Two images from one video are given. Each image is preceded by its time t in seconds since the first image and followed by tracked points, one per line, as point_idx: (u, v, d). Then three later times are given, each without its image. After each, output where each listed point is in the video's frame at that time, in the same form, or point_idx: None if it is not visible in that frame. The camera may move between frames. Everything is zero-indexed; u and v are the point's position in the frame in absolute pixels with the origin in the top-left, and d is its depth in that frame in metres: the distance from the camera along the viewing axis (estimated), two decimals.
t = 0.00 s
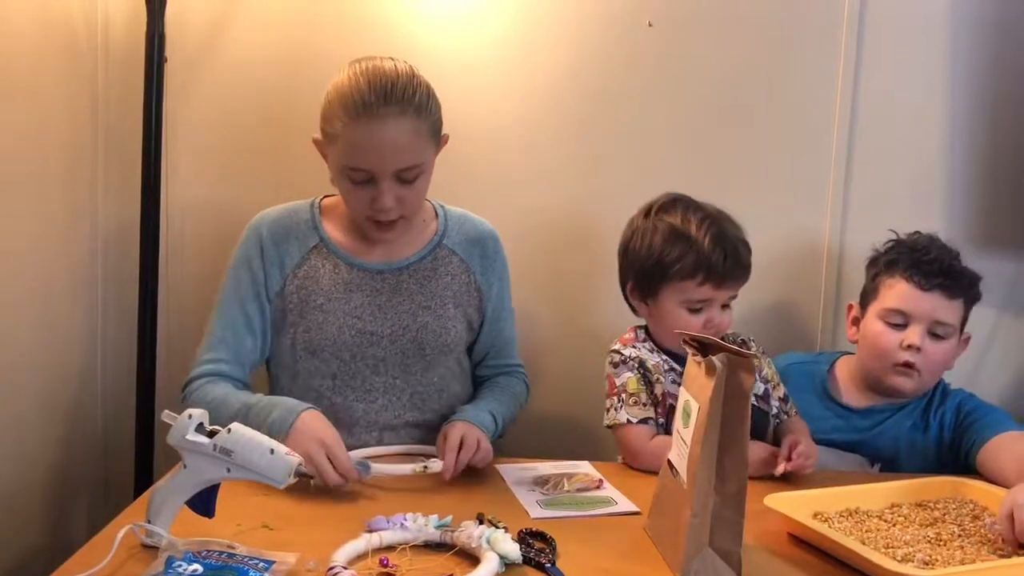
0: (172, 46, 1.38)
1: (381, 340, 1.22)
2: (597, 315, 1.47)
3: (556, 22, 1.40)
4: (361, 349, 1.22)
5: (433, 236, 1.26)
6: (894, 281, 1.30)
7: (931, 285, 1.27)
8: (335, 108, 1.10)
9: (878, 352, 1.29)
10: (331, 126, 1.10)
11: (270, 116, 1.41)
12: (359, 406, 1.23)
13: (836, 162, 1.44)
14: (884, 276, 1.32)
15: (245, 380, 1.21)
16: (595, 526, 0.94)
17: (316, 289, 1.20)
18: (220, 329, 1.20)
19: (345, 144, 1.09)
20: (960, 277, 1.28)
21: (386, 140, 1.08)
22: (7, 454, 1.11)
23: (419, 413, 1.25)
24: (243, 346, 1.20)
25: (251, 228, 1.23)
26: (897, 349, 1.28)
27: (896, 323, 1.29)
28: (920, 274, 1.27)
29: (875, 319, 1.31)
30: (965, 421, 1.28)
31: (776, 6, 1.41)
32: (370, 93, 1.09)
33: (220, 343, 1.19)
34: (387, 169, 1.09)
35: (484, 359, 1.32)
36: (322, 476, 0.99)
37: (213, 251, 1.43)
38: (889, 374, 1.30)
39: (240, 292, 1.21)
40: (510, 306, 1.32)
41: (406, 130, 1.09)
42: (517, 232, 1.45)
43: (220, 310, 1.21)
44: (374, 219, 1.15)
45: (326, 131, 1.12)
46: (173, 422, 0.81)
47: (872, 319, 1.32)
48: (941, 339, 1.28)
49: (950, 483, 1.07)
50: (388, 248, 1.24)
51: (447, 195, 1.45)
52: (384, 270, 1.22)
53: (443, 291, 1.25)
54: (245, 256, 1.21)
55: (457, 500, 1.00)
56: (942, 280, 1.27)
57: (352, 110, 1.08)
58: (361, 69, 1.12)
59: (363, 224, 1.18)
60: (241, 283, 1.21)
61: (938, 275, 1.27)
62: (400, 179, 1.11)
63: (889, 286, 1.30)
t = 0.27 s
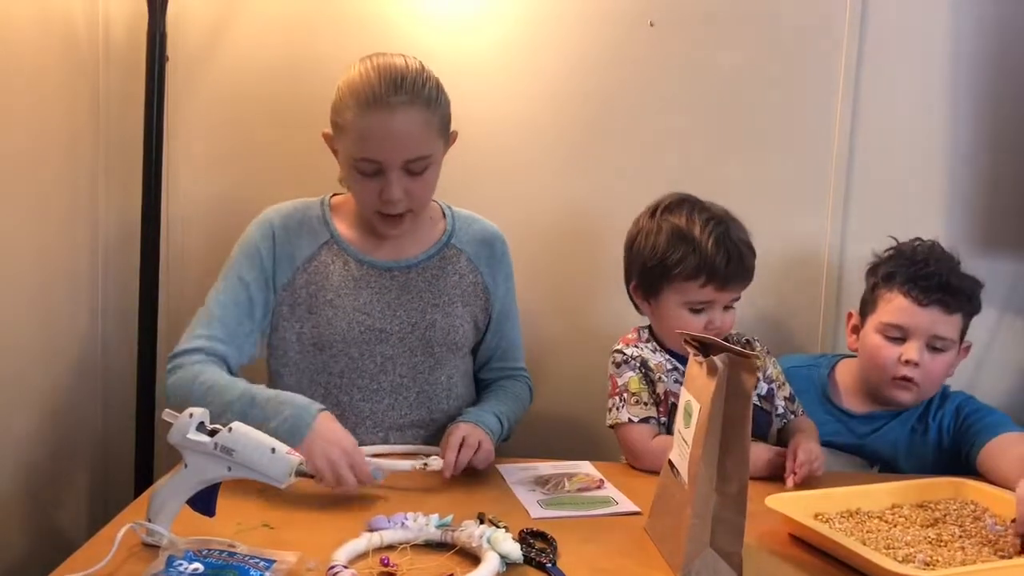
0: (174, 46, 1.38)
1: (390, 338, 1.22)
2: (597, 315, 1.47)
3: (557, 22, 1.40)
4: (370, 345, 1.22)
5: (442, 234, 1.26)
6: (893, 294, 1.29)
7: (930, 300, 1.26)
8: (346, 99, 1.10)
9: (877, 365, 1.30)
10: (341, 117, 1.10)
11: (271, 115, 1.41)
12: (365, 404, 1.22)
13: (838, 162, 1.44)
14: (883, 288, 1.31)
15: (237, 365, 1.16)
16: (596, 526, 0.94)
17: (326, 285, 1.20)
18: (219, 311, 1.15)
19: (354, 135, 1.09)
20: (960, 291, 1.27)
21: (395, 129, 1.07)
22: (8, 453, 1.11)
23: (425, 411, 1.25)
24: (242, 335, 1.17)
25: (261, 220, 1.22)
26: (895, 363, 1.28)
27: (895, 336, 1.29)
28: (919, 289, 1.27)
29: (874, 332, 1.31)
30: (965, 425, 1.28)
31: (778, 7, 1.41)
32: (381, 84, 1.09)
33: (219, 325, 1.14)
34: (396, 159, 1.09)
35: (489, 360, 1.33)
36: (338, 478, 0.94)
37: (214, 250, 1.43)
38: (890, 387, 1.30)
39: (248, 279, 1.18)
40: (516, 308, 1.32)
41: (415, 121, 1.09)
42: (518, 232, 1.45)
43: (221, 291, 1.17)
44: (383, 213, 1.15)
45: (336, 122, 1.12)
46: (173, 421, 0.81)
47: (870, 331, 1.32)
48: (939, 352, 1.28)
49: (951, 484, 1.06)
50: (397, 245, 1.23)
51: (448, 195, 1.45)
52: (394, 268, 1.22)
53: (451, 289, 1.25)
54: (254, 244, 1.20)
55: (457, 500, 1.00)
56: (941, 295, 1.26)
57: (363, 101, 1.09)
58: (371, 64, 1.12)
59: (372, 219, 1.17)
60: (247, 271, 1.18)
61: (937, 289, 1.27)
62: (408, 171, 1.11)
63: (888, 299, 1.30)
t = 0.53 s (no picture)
0: (176, 45, 1.38)
1: (399, 334, 1.22)
2: (599, 315, 1.47)
3: (559, 22, 1.40)
4: (378, 342, 1.22)
5: (450, 233, 1.26)
6: (892, 300, 1.29)
7: (930, 305, 1.27)
8: (362, 91, 1.11)
9: (876, 369, 1.30)
10: (357, 108, 1.11)
11: (273, 114, 1.41)
12: (372, 401, 1.22)
13: (840, 162, 1.44)
14: (883, 293, 1.31)
15: (242, 357, 1.15)
16: (597, 524, 0.94)
17: (337, 280, 1.21)
18: (228, 303, 1.15)
19: (370, 124, 1.09)
20: (959, 298, 1.27)
21: (411, 117, 1.08)
22: (9, 451, 1.11)
23: (432, 408, 1.25)
24: (250, 328, 1.16)
25: (272, 215, 1.22)
26: (895, 368, 1.28)
27: (894, 341, 1.29)
28: (917, 294, 1.27)
29: (873, 337, 1.31)
30: (965, 426, 1.28)
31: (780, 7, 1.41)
32: (398, 76, 1.11)
33: (228, 318, 1.14)
34: (411, 148, 1.09)
35: (492, 361, 1.32)
36: (361, 478, 0.97)
37: (216, 249, 1.43)
38: (890, 391, 1.30)
39: (258, 272, 1.18)
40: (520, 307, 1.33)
41: (430, 110, 1.10)
42: (519, 231, 1.45)
43: (230, 283, 1.17)
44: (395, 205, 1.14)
45: (352, 113, 1.12)
46: (175, 418, 0.81)
47: (869, 335, 1.32)
48: (939, 357, 1.28)
49: (952, 485, 1.06)
50: (407, 241, 1.24)
51: (450, 194, 1.45)
52: (404, 265, 1.22)
53: (460, 286, 1.25)
54: (264, 239, 1.20)
55: (459, 498, 1.00)
56: (941, 302, 1.26)
57: (380, 90, 1.10)
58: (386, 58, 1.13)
59: (383, 212, 1.17)
60: (257, 265, 1.18)
61: (936, 295, 1.26)
62: (422, 161, 1.11)
63: (888, 304, 1.30)
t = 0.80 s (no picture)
0: (176, 42, 1.38)
1: (402, 330, 1.22)
2: (598, 313, 1.47)
3: (560, 20, 1.40)
4: (381, 338, 1.21)
5: (456, 231, 1.27)
6: (891, 301, 1.29)
7: (928, 308, 1.26)
8: (373, 83, 1.12)
9: (874, 370, 1.30)
10: (367, 100, 1.12)
11: (273, 111, 1.41)
12: (375, 398, 1.22)
13: (841, 160, 1.44)
14: (881, 295, 1.31)
15: (242, 351, 1.16)
16: (597, 522, 0.94)
17: (341, 276, 1.21)
18: (229, 297, 1.15)
19: (381, 114, 1.10)
20: (957, 300, 1.27)
21: (422, 107, 1.09)
22: (9, 448, 1.11)
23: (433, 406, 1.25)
24: (251, 323, 1.16)
25: (275, 212, 1.23)
26: (893, 370, 1.28)
27: (892, 343, 1.29)
28: (916, 297, 1.27)
29: (871, 338, 1.31)
30: (962, 425, 1.28)
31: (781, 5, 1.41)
32: (410, 68, 1.12)
33: (228, 312, 1.14)
34: (421, 139, 1.10)
35: (494, 361, 1.32)
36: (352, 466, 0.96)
37: (216, 246, 1.43)
38: (888, 392, 1.30)
39: (259, 267, 1.18)
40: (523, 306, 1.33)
41: (441, 102, 1.11)
42: (519, 229, 1.45)
43: (231, 278, 1.17)
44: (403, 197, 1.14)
45: (362, 104, 1.13)
46: (175, 416, 0.81)
47: (867, 337, 1.32)
48: (936, 359, 1.28)
49: (953, 484, 1.06)
50: (413, 239, 1.24)
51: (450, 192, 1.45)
52: (408, 261, 1.22)
53: (464, 284, 1.25)
54: (267, 234, 1.21)
55: (459, 496, 1.00)
56: (939, 305, 1.26)
57: (391, 82, 1.11)
58: (397, 53, 1.15)
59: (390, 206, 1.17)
60: (258, 259, 1.19)
61: (934, 298, 1.26)
62: (432, 153, 1.12)
63: (886, 305, 1.29)
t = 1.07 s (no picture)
0: (174, 42, 1.38)
1: (403, 329, 1.22)
2: (597, 312, 1.47)
3: (559, 19, 1.40)
4: (381, 337, 1.21)
5: (457, 231, 1.27)
6: (887, 303, 1.29)
7: (924, 310, 1.26)
8: (381, 67, 1.14)
9: (870, 370, 1.30)
10: (374, 83, 1.13)
11: (272, 110, 1.41)
12: (374, 398, 1.22)
13: (839, 160, 1.45)
14: (877, 296, 1.31)
15: (243, 353, 1.15)
16: (595, 521, 0.94)
17: (342, 274, 1.21)
18: (229, 298, 1.15)
19: (387, 95, 1.11)
20: (953, 302, 1.27)
21: (430, 88, 1.11)
22: (7, 447, 1.11)
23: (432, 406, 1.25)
24: (251, 323, 1.16)
25: (276, 211, 1.23)
26: (889, 371, 1.28)
27: (888, 344, 1.29)
28: (912, 298, 1.27)
29: (867, 338, 1.31)
30: (958, 424, 1.28)
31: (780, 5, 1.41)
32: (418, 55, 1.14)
33: (228, 313, 1.14)
34: (426, 120, 1.11)
35: (494, 362, 1.32)
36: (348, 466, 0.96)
37: (214, 245, 1.43)
38: (884, 391, 1.30)
39: (260, 266, 1.18)
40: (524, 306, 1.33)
41: (447, 86, 1.13)
42: (518, 229, 1.45)
43: (232, 277, 1.17)
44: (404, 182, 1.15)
45: (368, 89, 1.14)
46: (174, 415, 0.81)
47: (864, 337, 1.32)
48: (933, 360, 1.28)
49: (950, 483, 1.07)
50: (414, 238, 1.24)
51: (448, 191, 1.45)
52: (409, 261, 1.22)
53: (464, 284, 1.25)
54: (268, 233, 1.21)
55: (457, 495, 1.00)
56: (935, 308, 1.26)
57: (399, 65, 1.12)
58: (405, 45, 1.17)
59: (390, 195, 1.17)
60: (259, 258, 1.18)
61: (930, 301, 1.26)
62: (436, 137, 1.13)
63: (882, 307, 1.29)
